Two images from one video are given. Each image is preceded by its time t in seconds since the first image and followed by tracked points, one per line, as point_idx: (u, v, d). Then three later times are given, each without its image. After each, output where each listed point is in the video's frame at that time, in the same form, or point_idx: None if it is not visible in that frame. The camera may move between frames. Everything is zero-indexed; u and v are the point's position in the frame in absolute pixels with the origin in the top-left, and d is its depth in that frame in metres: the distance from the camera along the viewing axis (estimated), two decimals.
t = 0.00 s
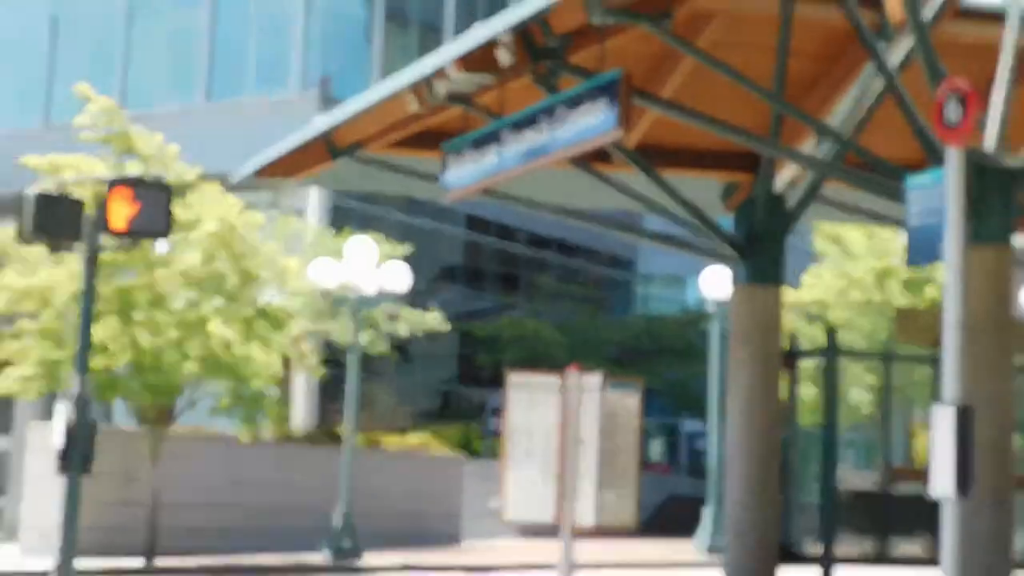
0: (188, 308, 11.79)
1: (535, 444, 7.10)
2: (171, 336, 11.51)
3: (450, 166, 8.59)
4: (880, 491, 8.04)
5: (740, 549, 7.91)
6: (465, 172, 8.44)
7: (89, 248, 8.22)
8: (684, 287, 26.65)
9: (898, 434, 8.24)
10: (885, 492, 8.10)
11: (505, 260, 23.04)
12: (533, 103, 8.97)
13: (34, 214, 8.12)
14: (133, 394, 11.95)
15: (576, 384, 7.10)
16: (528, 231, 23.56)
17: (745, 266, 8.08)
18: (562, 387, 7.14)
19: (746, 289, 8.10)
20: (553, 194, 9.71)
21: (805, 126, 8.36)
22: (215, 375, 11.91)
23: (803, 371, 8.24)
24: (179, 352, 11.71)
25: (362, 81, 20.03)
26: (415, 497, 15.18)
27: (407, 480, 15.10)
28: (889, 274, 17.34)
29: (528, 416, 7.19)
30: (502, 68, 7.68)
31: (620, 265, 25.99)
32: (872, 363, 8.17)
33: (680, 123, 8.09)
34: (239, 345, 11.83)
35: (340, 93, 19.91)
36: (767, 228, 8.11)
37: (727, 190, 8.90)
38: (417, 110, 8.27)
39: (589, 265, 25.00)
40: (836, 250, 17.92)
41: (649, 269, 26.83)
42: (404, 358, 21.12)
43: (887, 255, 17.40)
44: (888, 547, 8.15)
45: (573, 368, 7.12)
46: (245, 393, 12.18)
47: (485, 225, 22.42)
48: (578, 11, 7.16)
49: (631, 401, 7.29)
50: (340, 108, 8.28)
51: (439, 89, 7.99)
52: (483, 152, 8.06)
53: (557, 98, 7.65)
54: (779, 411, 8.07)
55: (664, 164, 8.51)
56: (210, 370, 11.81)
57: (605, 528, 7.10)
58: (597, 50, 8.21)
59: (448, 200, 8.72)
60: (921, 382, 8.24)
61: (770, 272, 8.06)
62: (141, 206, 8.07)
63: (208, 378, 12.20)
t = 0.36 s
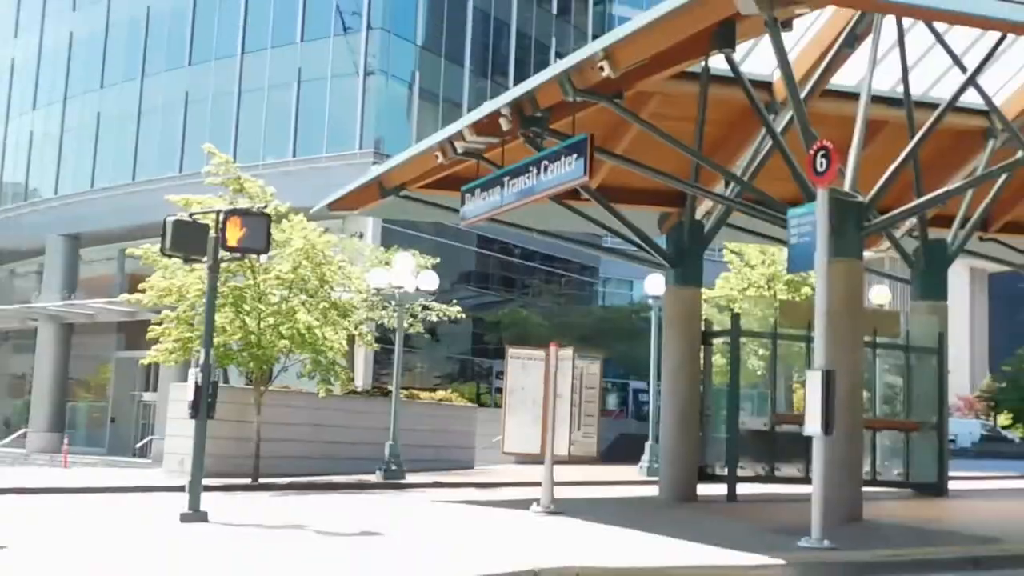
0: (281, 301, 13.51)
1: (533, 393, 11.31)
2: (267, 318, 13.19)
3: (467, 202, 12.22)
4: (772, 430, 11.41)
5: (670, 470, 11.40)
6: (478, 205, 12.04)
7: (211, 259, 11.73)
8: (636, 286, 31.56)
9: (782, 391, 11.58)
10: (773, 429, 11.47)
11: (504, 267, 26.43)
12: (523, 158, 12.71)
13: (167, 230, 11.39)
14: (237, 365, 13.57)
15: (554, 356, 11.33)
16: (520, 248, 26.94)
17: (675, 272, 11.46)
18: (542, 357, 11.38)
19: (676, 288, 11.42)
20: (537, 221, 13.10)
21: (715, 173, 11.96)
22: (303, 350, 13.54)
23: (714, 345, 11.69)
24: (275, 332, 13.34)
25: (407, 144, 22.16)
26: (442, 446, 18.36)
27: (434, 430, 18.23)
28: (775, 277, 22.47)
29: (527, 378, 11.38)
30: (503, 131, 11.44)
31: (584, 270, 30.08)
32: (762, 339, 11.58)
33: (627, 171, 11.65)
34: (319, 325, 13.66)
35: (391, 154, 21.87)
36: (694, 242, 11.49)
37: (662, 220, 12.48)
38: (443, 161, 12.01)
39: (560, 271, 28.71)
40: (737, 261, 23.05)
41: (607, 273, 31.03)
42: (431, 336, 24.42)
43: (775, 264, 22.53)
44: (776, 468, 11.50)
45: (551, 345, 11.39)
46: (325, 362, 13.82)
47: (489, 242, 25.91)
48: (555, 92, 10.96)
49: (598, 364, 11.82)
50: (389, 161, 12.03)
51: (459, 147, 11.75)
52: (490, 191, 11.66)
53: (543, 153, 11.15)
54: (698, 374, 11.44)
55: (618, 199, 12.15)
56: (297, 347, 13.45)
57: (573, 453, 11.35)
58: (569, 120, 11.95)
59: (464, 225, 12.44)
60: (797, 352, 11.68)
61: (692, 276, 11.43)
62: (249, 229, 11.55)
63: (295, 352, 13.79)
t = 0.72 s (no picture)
0: (330, 299, 16.73)
1: (527, 371, 14.51)
2: (319, 312, 16.43)
3: (476, 221, 15.41)
4: (714, 401, 14.64)
5: (635, 433, 14.53)
6: (485, 223, 15.20)
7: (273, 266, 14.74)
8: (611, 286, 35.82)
9: (723, 370, 14.82)
10: (716, 400, 14.67)
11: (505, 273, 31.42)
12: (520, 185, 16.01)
13: (241, 246, 14.41)
14: (294, 351, 16.87)
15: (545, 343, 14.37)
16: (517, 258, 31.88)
17: (639, 277, 14.62)
18: (534, 344, 14.48)
19: (640, 290, 14.52)
20: (531, 235, 16.32)
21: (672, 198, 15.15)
22: (347, 337, 16.78)
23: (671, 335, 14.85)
24: (324, 324, 16.61)
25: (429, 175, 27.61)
26: (455, 411, 22.02)
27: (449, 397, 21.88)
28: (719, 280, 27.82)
29: (523, 359, 14.55)
30: (504, 166, 14.70)
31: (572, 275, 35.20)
32: (708, 329, 14.75)
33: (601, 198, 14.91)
34: (359, 318, 16.89)
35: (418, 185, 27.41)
36: (654, 252, 14.68)
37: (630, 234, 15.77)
38: (456, 188, 15.30)
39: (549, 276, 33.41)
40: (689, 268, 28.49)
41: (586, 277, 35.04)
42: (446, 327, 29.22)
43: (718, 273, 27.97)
44: (718, 430, 14.71)
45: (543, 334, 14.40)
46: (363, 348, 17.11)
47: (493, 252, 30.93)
48: (546, 135, 14.24)
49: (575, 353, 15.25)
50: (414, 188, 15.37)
51: (469, 177, 15.03)
52: (494, 213, 14.80)
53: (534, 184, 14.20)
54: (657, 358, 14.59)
55: (595, 219, 15.38)
56: (343, 335, 16.75)
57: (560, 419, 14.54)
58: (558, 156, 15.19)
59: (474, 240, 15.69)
60: (735, 339, 14.92)
61: (653, 280, 14.57)
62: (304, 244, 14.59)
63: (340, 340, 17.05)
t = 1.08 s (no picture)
0: (357, 297, 20.38)
1: (521, 356, 17.66)
2: (350, 308, 20.08)
3: (481, 233, 18.66)
4: (675, 380, 18.11)
5: (611, 408, 17.61)
6: (488, 234, 18.42)
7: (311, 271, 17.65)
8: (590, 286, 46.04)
9: (681, 353, 18.30)
10: (677, 380, 17.93)
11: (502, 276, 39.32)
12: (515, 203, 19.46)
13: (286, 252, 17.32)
14: (330, 340, 20.52)
15: (536, 334, 17.35)
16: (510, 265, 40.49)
17: (614, 278, 17.78)
18: (524, 334, 17.83)
19: (614, 289, 17.73)
20: (525, 243, 19.69)
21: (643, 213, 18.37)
22: (373, 328, 20.44)
23: (640, 326, 18.16)
24: (354, 318, 20.25)
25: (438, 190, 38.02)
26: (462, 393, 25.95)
27: (456, 377, 25.78)
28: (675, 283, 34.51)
29: (518, 346, 17.76)
30: (502, 186, 17.96)
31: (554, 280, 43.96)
32: (671, 321, 18.10)
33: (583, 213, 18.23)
34: (383, 313, 20.56)
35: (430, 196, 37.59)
36: (626, 259, 17.85)
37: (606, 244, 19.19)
38: (463, 204, 18.63)
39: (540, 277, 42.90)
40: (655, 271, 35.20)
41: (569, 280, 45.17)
42: (454, 320, 37.14)
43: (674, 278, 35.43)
44: (679, 405, 18.08)
45: (535, 327, 17.37)
46: (387, 336, 20.81)
47: (494, 259, 39.55)
48: (536, 163, 17.41)
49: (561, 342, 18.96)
50: (429, 205, 18.73)
51: (474, 196, 18.30)
52: (495, 227, 17.98)
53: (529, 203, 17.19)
54: (628, 345, 17.80)
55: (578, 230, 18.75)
56: (370, 326, 20.39)
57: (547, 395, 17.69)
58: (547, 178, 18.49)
59: (478, 249, 18.98)
60: (691, 329, 18.33)
61: (625, 281, 17.73)
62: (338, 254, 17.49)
63: (367, 331, 20.69)
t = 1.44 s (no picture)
0: (371, 295, 22.86)
1: (517, 348, 19.75)
2: (364, 305, 22.56)
3: (481, 238, 20.74)
4: (655, 370, 20.12)
5: (598, 393, 19.69)
6: (488, 239, 20.47)
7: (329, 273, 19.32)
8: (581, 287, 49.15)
9: (661, 346, 20.66)
10: (657, 370, 20.05)
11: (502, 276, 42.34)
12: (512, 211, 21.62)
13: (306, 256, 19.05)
14: (346, 335, 23.01)
15: (530, 329, 19.04)
16: (508, 265, 43.29)
17: (602, 278, 19.88)
18: (518, 329, 19.80)
19: (602, 288, 19.75)
20: (521, 247, 21.89)
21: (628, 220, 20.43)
22: (384, 323, 22.95)
23: (624, 322, 20.35)
24: (368, 314, 22.71)
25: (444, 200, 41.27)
26: (465, 378, 28.45)
27: (461, 367, 28.32)
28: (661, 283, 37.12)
29: (514, 339, 19.90)
30: (501, 197, 20.05)
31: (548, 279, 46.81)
32: (652, 318, 20.39)
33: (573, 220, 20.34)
34: (393, 309, 23.10)
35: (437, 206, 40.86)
36: (612, 260, 19.94)
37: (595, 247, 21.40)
38: (466, 213, 20.76)
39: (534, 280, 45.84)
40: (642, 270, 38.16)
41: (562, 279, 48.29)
42: (457, 317, 39.58)
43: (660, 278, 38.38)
44: (659, 392, 20.13)
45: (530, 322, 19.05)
46: (397, 331, 23.34)
47: (493, 262, 42.16)
48: (531, 174, 19.31)
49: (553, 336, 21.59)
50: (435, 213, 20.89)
51: (475, 205, 20.37)
52: (494, 233, 20.01)
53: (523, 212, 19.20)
54: (614, 339, 19.93)
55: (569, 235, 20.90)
56: (382, 321, 22.90)
57: (541, 383, 19.79)
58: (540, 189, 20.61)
59: (479, 252, 21.09)
60: (670, 324, 20.67)
61: (612, 281, 19.87)
62: (353, 257, 19.18)
63: (379, 326, 23.19)
